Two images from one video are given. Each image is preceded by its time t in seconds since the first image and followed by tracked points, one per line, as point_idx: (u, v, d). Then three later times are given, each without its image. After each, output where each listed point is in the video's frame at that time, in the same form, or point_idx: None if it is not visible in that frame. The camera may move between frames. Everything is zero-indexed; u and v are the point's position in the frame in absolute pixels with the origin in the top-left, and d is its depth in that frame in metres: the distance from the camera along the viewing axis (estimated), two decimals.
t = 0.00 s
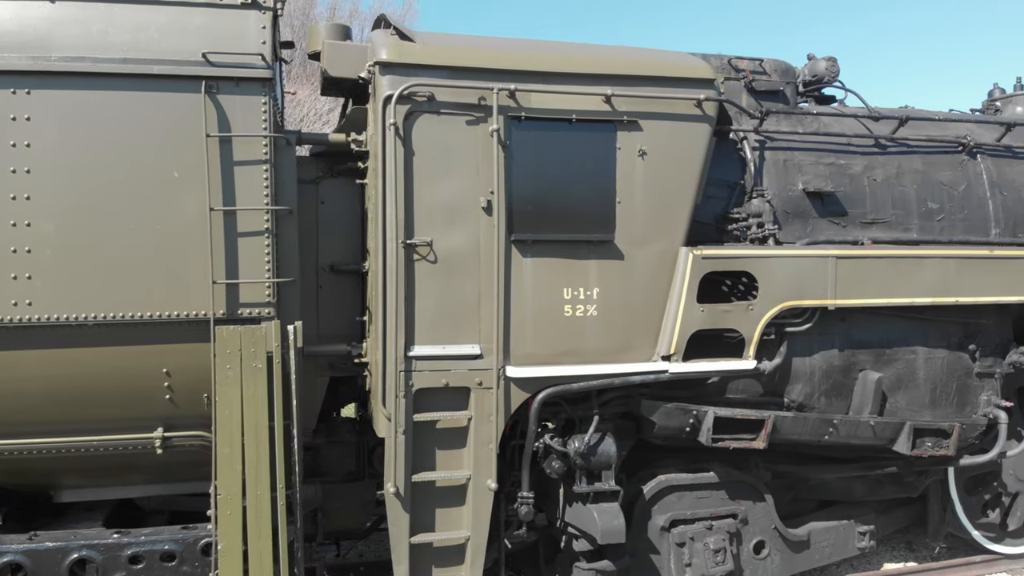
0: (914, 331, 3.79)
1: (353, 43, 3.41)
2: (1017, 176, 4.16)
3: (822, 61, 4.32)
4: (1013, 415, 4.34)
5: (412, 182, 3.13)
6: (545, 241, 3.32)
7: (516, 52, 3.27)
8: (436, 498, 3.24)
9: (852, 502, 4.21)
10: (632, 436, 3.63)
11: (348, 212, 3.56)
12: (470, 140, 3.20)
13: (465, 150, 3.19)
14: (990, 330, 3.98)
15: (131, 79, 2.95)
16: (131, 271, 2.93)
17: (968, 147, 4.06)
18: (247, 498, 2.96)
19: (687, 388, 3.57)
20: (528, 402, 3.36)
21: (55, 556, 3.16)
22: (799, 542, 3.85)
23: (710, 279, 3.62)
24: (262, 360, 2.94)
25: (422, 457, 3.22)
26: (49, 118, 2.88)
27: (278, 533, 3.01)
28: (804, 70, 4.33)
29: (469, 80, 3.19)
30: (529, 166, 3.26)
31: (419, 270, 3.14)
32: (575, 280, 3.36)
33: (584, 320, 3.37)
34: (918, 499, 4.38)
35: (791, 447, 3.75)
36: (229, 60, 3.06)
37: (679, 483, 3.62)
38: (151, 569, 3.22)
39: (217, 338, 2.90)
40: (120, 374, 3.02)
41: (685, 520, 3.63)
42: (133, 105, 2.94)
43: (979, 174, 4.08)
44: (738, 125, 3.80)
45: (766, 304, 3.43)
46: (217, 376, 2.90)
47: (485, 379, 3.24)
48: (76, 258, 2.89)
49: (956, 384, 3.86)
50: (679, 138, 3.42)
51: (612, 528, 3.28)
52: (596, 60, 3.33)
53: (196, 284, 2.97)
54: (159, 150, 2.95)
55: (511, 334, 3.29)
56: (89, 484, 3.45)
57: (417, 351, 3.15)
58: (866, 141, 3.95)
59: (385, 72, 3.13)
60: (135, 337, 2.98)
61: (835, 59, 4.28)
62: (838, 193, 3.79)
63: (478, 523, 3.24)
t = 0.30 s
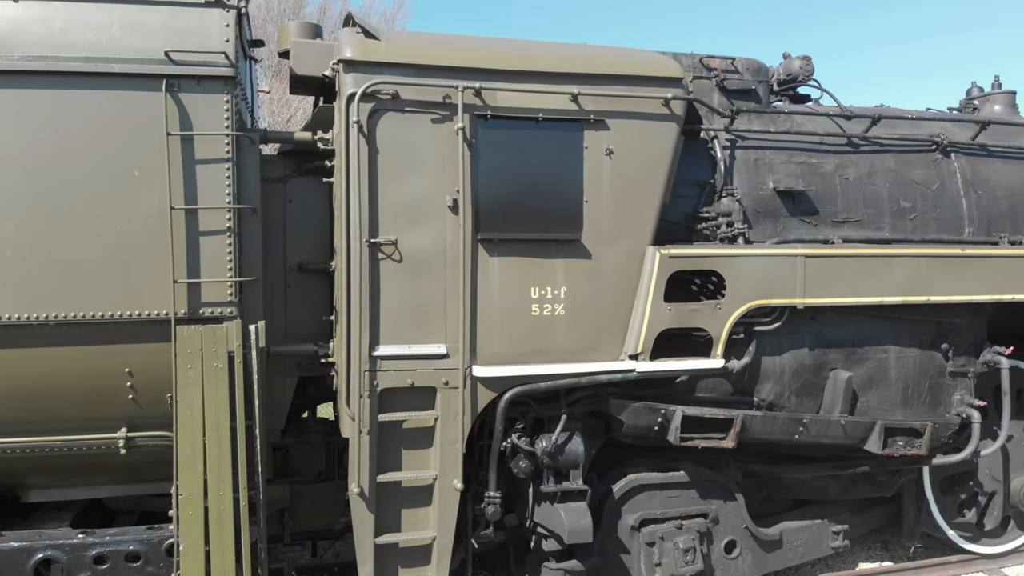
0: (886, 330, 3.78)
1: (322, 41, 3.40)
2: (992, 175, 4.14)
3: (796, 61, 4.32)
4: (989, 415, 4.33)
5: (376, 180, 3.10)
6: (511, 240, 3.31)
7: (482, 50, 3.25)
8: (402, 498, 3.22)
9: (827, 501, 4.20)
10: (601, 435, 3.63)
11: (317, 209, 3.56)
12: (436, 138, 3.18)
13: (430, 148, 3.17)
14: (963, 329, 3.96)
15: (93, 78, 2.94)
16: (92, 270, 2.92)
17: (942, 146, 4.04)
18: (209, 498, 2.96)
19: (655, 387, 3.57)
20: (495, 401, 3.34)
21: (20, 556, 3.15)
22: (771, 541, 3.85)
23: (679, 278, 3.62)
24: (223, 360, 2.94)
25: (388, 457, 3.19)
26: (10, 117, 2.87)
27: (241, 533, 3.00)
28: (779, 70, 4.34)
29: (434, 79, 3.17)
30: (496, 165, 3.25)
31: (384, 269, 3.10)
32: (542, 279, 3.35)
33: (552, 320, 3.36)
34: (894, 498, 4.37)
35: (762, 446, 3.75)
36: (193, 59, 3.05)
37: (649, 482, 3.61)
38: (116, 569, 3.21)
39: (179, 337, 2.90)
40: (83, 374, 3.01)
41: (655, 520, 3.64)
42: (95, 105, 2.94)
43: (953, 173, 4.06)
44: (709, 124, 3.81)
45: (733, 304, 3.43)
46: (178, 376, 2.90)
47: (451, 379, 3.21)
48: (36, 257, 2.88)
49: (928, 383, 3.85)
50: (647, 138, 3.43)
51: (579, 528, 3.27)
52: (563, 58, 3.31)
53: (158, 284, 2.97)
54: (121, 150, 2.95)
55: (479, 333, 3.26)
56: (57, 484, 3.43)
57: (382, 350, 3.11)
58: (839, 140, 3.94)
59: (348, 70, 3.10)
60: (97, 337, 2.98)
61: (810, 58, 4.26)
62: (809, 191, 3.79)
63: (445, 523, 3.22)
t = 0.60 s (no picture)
0: (858, 330, 3.78)
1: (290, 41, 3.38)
2: (967, 174, 4.13)
3: (772, 59, 4.33)
4: (964, 415, 4.31)
5: (340, 179, 3.08)
6: (477, 241, 3.27)
7: (448, 48, 3.23)
8: (369, 500, 3.19)
9: (802, 502, 4.18)
10: (571, 435, 3.61)
11: (287, 208, 3.56)
12: (401, 137, 3.15)
13: (396, 148, 3.15)
14: (936, 329, 3.95)
15: (54, 77, 2.93)
16: (52, 269, 2.91)
17: (915, 145, 4.04)
18: (170, 500, 2.94)
19: (624, 387, 3.57)
20: (462, 400, 3.32)
21: None
22: (743, 541, 3.84)
23: (649, 278, 3.62)
24: (184, 360, 2.92)
25: (353, 458, 3.16)
26: None
27: (203, 534, 3.00)
28: (754, 68, 4.36)
29: (398, 77, 3.14)
30: (463, 165, 3.23)
31: (349, 268, 3.08)
32: (510, 279, 3.33)
33: (519, 320, 3.34)
34: (870, 498, 4.35)
35: (733, 446, 3.74)
36: (155, 57, 3.02)
37: (619, 482, 3.60)
38: (81, 571, 3.20)
39: (138, 338, 2.88)
40: (45, 374, 3.00)
41: (625, 520, 3.62)
42: (56, 104, 2.93)
43: (927, 173, 4.05)
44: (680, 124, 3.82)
45: (701, 304, 3.43)
46: (138, 377, 2.88)
47: (417, 379, 3.18)
48: None
49: (900, 383, 3.84)
50: (616, 138, 3.42)
51: (546, 528, 3.26)
52: (530, 57, 3.30)
53: (119, 284, 2.95)
54: (82, 149, 2.94)
55: (446, 332, 3.23)
56: (23, 486, 3.41)
57: (346, 351, 3.08)
58: (812, 140, 3.94)
59: (311, 68, 3.09)
60: (58, 337, 2.96)
61: (784, 57, 4.29)
62: (781, 191, 3.78)
63: (411, 524, 3.19)
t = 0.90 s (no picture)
0: (831, 330, 3.77)
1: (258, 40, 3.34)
2: (943, 174, 4.12)
3: (747, 59, 4.34)
4: (941, 415, 4.29)
5: (305, 180, 3.06)
6: (446, 241, 3.23)
7: (415, 48, 3.21)
8: (336, 502, 3.17)
9: (778, 502, 4.18)
10: (543, 437, 3.58)
11: (256, 208, 3.54)
12: (368, 136, 3.12)
13: (363, 148, 3.11)
14: (911, 329, 3.94)
15: (17, 78, 2.91)
16: (13, 270, 2.89)
17: (890, 145, 4.03)
18: (133, 502, 2.93)
19: (596, 387, 3.58)
20: (431, 402, 3.25)
21: None
22: (716, 543, 3.83)
23: (621, 278, 3.61)
24: (147, 363, 2.90)
25: (320, 461, 3.13)
26: None
27: (167, 536, 2.99)
28: (730, 69, 4.38)
29: (364, 77, 3.12)
30: (431, 165, 3.19)
31: (315, 269, 3.05)
32: (479, 279, 3.28)
33: (488, 320, 3.29)
34: (847, 499, 4.34)
35: (706, 446, 3.76)
36: (119, 57, 3.00)
37: (590, 483, 3.59)
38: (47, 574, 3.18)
39: (100, 339, 2.86)
40: (8, 376, 2.98)
41: (598, 522, 3.60)
42: (17, 104, 2.91)
43: (902, 173, 4.04)
44: (653, 124, 3.83)
45: (671, 304, 3.44)
46: (100, 379, 2.87)
47: (384, 382, 3.14)
48: None
49: (875, 384, 3.83)
50: (586, 138, 3.41)
51: (515, 530, 3.25)
52: (498, 57, 3.28)
53: (82, 285, 2.94)
54: (44, 150, 2.92)
55: (413, 334, 3.17)
56: None
57: (312, 353, 3.05)
58: (786, 140, 3.94)
59: (276, 68, 3.07)
60: (20, 339, 2.94)
61: (760, 57, 4.30)
62: (754, 191, 3.78)
63: (378, 527, 3.16)
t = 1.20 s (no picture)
0: (804, 331, 3.76)
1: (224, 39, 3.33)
2: (918, 174, 4.10)
3: (723, 60, 4.34)
4: (917, 416, 4.27)
5: (270, 180, 3.04)
6: (413, 242, 3.20)
7: (381, 48, 3.18)
8: (302, 505, 3.16)
9: (754, 504, 4.16)
10: (514, 439, 3.56)
11: (224, 207, 3.52)
12: (333, 136, 3.10)
13: (328, 148, 3.09)
14: (885, 330, 3.92)
15: None
16: None
17: (865, 145, 4.02)
18: (95, 505, 2.91)
19: (567, 389, 3.57)
20: (399, 404, 3.23)
21: None
22: (689, 544, 3.82)
23: (591, 279, 3.60)
24: (108, 365, 2.89)
25: (286, 464, 3.12)
26: None
27: (130, 539, 2.97)
28: (706, 69, 4.38)
29: (329, 76, 3.10)
30: (398, 166, 3.16)
31: (279, 270, 3.03)
32: (447, 280, 3.25)
33: (456, 322, 3.26)
34: (823, 500, 4.32)
35: (679, 447, 3.75)
36: (81, 57, 2.99)
37: (562, 485, 3.58)
38: None
39: (61, 341, 2.85)
40: None
41: (569, 524, 3.58)
42: None
43: (877, 173, 4.02)
44: (626, 125, 3.83)
45: (641, 305, 3.43)
46: (60, 382, 2.85)
47: (350, 384, 3.11)
48: None
49: (848, 385, 3.82)
50: (555, 138, 3.39)
51: (483, 533, 3.23)
52: (465, 56, 3.25)
53: (43, 286, 2.92)
54: (5, 150, 2.91)
55: (380, 334, 3.14)
56: None
57: (276, 355, 3.03)
58: (760, 140, 3.93)
59: (240, 68, 3.06)
60: None
61: (736, 57, 4.29)
62: (726, 192, 3.79)
63: (344, 531, 3.14)
